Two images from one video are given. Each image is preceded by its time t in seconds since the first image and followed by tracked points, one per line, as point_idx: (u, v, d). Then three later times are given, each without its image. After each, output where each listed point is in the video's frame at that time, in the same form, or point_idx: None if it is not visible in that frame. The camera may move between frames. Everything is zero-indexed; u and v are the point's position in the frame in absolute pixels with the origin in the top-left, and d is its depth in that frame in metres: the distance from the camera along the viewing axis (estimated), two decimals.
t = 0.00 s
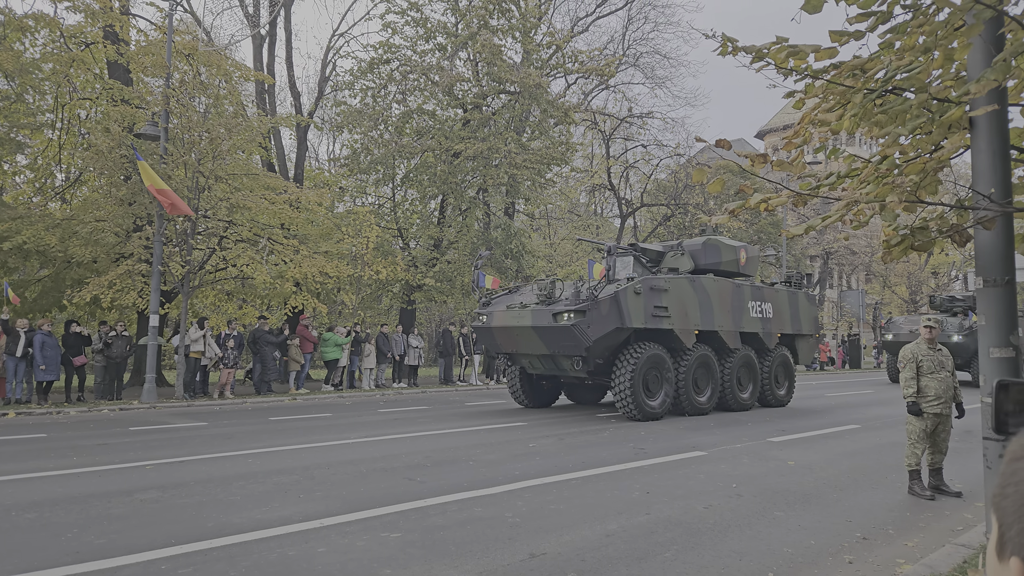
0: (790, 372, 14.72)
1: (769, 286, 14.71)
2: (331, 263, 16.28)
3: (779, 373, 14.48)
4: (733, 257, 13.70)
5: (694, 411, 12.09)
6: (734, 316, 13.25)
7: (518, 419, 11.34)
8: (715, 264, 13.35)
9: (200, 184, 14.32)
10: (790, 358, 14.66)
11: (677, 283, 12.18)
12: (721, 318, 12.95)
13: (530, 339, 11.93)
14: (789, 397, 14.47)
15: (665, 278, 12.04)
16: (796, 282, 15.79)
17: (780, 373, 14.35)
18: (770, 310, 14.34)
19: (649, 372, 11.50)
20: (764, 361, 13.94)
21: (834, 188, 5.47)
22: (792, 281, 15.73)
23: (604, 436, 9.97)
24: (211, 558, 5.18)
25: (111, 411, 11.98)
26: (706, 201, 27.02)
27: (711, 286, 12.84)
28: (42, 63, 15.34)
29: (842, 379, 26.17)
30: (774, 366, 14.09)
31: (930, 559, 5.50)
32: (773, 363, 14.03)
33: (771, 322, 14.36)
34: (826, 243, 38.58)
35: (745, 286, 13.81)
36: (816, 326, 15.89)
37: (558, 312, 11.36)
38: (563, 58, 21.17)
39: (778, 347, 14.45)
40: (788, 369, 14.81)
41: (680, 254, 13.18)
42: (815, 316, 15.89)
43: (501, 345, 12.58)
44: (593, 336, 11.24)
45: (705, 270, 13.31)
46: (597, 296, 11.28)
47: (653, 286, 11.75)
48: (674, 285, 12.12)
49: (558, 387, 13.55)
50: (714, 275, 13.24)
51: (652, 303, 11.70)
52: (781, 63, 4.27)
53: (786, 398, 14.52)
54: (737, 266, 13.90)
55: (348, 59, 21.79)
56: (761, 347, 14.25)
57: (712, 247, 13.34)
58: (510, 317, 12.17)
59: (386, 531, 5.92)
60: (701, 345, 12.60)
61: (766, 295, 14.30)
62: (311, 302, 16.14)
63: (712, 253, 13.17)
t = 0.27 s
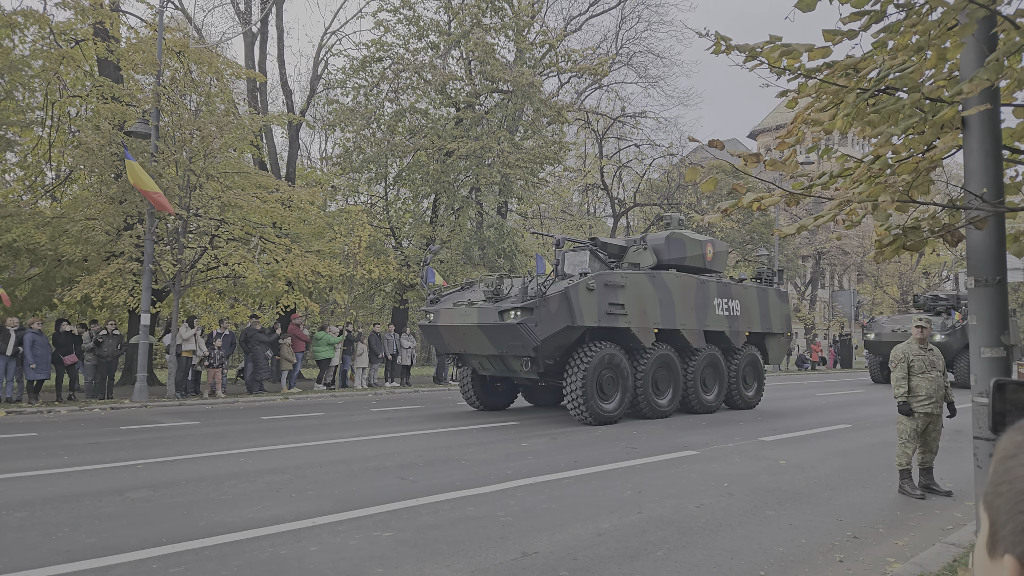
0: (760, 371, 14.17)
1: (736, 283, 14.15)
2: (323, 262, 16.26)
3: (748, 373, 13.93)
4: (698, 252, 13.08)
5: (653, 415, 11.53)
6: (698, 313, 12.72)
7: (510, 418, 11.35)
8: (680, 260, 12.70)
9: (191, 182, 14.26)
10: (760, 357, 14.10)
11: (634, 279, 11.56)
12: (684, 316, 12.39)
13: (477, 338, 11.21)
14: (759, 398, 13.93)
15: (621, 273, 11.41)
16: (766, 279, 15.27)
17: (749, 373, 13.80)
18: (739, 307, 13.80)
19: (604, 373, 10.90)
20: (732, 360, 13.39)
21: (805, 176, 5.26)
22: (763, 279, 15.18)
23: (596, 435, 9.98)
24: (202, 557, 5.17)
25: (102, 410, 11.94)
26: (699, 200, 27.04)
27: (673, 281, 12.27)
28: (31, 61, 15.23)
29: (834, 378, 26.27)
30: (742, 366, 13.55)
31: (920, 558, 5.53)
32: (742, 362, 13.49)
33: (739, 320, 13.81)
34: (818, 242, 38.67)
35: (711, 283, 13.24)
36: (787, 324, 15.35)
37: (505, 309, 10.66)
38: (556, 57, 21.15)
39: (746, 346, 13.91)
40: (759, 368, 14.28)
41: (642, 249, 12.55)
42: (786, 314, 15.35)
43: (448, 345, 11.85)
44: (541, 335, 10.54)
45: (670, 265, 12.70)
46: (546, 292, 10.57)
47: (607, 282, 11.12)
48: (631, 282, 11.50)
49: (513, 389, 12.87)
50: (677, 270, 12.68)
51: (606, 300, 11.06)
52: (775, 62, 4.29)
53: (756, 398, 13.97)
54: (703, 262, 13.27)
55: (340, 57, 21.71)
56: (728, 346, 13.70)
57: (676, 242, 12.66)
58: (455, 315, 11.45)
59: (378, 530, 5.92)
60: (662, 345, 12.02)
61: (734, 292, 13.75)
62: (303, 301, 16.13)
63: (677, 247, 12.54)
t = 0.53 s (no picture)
0: (734, 372, 13.67)
1: (708, 278, 13.57)
2: (321, 262, 16.30)
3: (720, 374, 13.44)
4: (666, 246, 12.60)
5: (613, 417, 10.99)
6: (665, 310, 12.16)
7: (509, 417, 11.37)
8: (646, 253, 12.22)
9: (189, 182, 14.33)
10: (731, 357, 13.57)
11: (592, 274, 10.96)
12: (648, 314, 11.84)
13: (423, 337, 10.57)
14: (730, 400, 13.44)
15: (578, 268, 10.82)
16: (741, 274, 14.69)
17: (721, 374, 13.30)
18: (710, 303, 13.25)
19: (559, 374, 10.32)
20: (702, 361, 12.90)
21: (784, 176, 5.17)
22: (737, 275, 14.59)
23: (595, 434, 9.99)
24: (201, 556, 5.18)
25: (101, 409, 11.97)
26: (697, 199, 27.09)
27: (638, 277, 11.71)
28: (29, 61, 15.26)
29: (834, 377, 26.26)
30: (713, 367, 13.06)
31: (919, 557, 5.51)
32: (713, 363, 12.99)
33: (710, 318, 13.24)
34: (817, 240, 38.64)
35: (679, 278, 12.68)
36: (763, 321, 14.79)
37: (449, 306, 10.00)
38: (554, 56, 21.14)
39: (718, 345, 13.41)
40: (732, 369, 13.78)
41: (607, 243, 12.05)
42: (762, 312, 14.78)
43: (396, 344, 11.26)
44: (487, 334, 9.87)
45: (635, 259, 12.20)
46: (492, 287, 9.92)
47: (562, 277, 10.51)
48: (588, 276, 10.91)
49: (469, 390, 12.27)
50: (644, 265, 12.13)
51: (560, 296, 10.46)
52: (774, 60, 4.25)
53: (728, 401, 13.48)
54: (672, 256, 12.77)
55: (337, 57, 21.75)
56: (698, 345, 13.15)
57: (643, 234, 12.20)
58: (402, 312, 10.87)
59: (377, 529, 5.93)
60: (624, 344, 11.46)
61: (705, 288, 13.19)
62: (301, 301, 16.17)
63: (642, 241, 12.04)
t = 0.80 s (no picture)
0: (706, 373, 13.07)
1: (676, 274, 13.04)
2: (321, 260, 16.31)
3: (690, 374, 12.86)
4: (632, 239, 12.34)
5: (569, 421, 10.44)
6: (629, 307, 11.66)
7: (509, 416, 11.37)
8: (610, 246, 11.95)
9: (190, 181, 14.35)
10: (701, 356, 12.98)
11: (545, 268, 10.44)
12: (610, 311, 11.33)
13: (363, 336, 10.03)
14: (703, 403, 12.85)
15: (530, 261, 10.30)
16: (715, 269, 14.14)
17: (691, 374, 12.73)
18: (680, 300, 12.74)
19: (507, 375, 9.76)
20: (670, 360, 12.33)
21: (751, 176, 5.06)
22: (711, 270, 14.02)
23: (595, 433, 9.98)
24: (202, 554, 5.19)
25: (101, 407, 12.00)
26: (697, 199, 27.08)
27: (597, 271, 11.21)
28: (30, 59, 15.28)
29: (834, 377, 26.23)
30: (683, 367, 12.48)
31: (920, 557, 5.50)
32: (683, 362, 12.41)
33: (679, 316, 12.73)
34: (817, 240, 38.61)
35: (645, 274, 12.15)
36: (735, 318, 14.25)
37: (386, 302, 9.45)
38: (554, 55, 21.13)
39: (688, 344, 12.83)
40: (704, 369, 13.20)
41: (569, 234, 11.79)
42: (735, 309, 14.23)
43: (338, 343, 10.74)
44: (427, 332, 9.32)
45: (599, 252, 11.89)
46: (432, 282, 9.38)
47: (511, 271, 9.99)
48: (542, 271, 10.41)
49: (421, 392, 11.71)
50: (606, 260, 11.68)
51: (508, 292, 9.92)
52: (775, 59, 4.23)
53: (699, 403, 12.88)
54: (637, 249, 12.43)
55: (338, 55, 21.77)
56: (665, 343, 12.61)
57: (607, 225, 11.95)
58: (341, 309, 10.34)
59: (377, 527, 5.93)
60: (583, 342, 10.92)
61: (672, 283, 12.66)
62: (301, 300, 16.19)
63: (605, 232, 11.72)
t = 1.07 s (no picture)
0: (675, 374, 12.39)
1: (643, 268, 12.30)
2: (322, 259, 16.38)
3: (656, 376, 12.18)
4: (594, 232, 11.54)
5: (519, 427, 9.84)
6: (587, 304, 10.98)
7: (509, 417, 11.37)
8: (570, 240, 11.17)
9: (191, 181, 14.43)
10: (548, 358, 10.21)
11: (490, 262, 9.80)
12: (566, 308, 10.66)
13: (288, 333, 9.31)
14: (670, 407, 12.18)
15: (474, 254, 9.65)
16: (687, 264, 13.39)
17: (658, 376, 12.05)
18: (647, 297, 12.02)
19: (447, 378, 9.14)
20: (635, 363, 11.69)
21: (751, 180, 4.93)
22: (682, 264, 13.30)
23: (595, 434, 9.97)
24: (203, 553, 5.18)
25: (103, 406, 12.04)
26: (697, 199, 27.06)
27: (551, 266, 10.55)
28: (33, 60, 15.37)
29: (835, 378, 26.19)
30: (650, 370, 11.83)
31: (922, 558, 5.48)
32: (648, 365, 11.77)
33: (646, 314, 11.99)
34: (818, 240, 38.56)
35: (607, 268, 11.46)
36: (711, 316, 13.48)
37: (310, 296, 8.74)
38: (554, 55, 21.16)
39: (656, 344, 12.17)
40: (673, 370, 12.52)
41: (526, 228, 11.11)
42: (710, 306, 13.46)
43: (266, 342, 10.01)
44: (355, 330, 8.63)
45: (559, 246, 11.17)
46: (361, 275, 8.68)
47: (452, 264, 9.33)
48: (488, 265, 9.76)
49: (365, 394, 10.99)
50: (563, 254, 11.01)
51: (448, 287, 9.27)
52: (776, 59, 4.16)
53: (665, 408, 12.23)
54: (601, 243, 11.69)
55: (338, 56, 21.84)
56: (630, 343, 11.90)
57: (566, 218, 11.17)
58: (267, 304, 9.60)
59: (377, 527, 5.92)
60: (535, 342, 10.28)
61: (638, 279, 11.95)
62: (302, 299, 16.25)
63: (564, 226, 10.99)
